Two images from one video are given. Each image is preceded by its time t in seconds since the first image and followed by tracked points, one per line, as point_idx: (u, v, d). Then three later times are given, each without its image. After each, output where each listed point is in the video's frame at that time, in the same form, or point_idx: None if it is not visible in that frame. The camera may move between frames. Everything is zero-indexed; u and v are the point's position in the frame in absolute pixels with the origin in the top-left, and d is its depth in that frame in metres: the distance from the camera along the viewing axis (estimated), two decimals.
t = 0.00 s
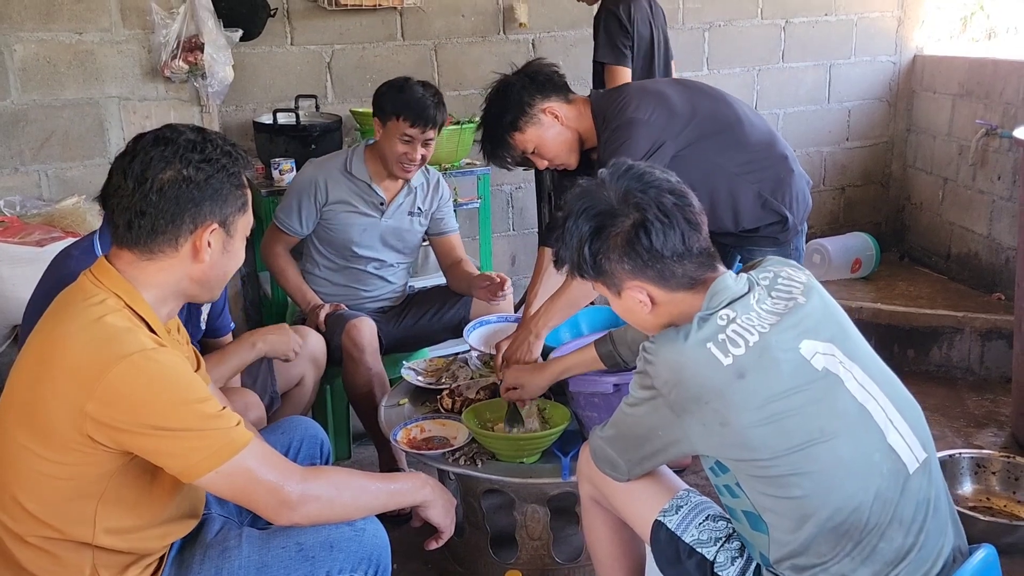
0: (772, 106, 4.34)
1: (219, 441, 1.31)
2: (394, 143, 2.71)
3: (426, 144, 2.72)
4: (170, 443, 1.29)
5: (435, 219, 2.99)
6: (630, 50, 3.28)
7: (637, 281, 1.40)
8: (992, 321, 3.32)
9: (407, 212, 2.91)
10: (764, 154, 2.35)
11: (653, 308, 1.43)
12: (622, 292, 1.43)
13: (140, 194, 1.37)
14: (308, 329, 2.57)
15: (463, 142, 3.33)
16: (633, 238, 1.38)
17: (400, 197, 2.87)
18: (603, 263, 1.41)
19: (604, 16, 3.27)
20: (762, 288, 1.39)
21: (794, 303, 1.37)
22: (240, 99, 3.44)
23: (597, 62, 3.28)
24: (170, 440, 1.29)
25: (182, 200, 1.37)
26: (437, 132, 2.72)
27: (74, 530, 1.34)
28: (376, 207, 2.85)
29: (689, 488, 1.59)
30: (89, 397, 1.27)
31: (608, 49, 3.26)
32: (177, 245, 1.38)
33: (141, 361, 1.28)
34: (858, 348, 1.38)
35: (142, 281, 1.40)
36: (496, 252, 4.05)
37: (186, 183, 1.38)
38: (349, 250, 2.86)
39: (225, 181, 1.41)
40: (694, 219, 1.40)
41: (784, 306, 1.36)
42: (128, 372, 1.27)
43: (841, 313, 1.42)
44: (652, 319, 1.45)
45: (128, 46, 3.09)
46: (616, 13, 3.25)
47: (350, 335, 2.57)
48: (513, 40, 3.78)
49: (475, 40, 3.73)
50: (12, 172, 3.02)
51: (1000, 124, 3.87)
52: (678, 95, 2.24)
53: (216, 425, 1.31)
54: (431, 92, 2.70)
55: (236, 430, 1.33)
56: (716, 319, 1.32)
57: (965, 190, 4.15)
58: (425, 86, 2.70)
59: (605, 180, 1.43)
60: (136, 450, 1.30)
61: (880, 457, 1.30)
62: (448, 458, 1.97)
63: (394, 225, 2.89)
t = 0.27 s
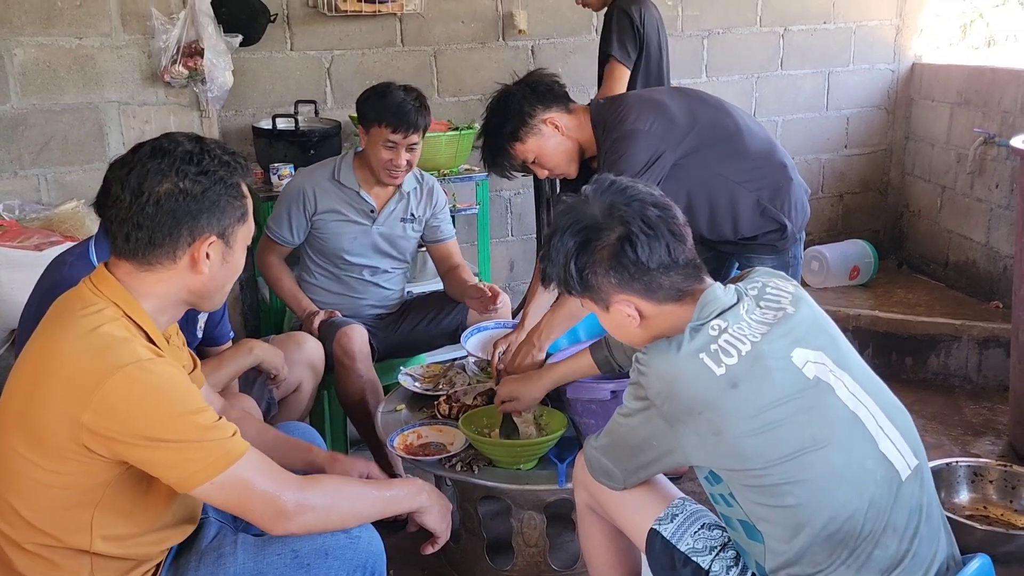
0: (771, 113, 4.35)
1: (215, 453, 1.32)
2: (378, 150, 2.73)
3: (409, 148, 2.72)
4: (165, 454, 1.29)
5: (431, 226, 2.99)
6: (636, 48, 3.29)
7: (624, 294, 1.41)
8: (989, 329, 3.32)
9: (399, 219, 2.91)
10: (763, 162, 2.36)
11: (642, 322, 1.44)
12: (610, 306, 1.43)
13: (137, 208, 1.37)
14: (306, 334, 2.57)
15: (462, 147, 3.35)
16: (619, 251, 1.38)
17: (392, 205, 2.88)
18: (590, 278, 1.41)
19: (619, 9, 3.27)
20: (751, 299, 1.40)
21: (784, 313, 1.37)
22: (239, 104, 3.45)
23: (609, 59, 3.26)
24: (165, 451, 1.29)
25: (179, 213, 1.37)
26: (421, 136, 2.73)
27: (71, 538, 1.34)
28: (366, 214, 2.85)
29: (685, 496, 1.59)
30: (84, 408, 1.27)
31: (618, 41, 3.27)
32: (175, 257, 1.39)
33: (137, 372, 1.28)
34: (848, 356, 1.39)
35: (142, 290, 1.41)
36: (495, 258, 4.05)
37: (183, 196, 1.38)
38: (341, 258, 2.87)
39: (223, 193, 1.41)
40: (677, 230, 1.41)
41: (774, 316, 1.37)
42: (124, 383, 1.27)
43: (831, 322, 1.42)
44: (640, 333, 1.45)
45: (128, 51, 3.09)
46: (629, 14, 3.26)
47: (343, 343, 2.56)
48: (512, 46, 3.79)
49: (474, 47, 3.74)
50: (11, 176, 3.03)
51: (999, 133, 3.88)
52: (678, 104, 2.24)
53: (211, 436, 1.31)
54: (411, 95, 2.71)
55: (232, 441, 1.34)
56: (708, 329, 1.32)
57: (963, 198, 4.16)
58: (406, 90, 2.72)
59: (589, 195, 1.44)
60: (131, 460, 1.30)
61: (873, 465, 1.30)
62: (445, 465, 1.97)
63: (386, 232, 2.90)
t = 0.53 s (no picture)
0: (774, 114, 4.35)
1: (219, 453, 1.32)
2: (376, 150, 2.73)
3: (408, 147, 2.73)
4: (170, 453, 1.30)
5: (434, 225, 2.99)
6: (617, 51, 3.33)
7: (624, 299, 1.40)
8: (991, 331, 3.32)
9: (403, 217, 2.91)
10: (765, 163, 2.36)
11: (642, 327, 1.43)
12: (610, 312, 1.43)
13: (148, 209, 1.36)
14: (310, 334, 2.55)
15: (465, 147, 3.35)
16: (615, 256, 1.38)
17: (394, 203, 2.88)
18: (588, 284, 1.41)
19: (608, 9, 3.30)
20: (752, 300, 1.40)
21: (785, 315, 1.37)
22: (243, 103, 3.46)
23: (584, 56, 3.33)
24: (171, 450, 1.29)
25: (190, 215, 1.37)
26: (420, 135, 2.72)
27: (77, 535, 1.34)
28: (370, 212, 2.86)
29: (688, 496, 1.59)
30: (90, 407, 1.27)
31: (599, 43, 3.32)
32: (186, 258, 1.39)
33: (142, 371, 1.29)
34: (849, 357, 1.39)
35: (151, 290, 1.42)
36: (497, 257, 4.06)
37: (195, 199, 1.37)
38: (344, 256, 2.88)
39: (235, 196, 1.40)
40: (669, 230, 1.41)
41: (775, 318, 1.37)
42: (130, 382, 1.28)
43: (831, 323, 1.42)
44: (641, 338, 1.45)
45: (132, 49, 3.10)
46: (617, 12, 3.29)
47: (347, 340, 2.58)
48: (515, 46, 3.79)
49: (477, 47, 3.74)
50: (15, 173, 3.04)
51: (1001, 135, 3.88)
52: (678, 110, 2.24)
53: (216, 436, 1.32)
54: (409, 94, 2.70)
55: (237, 441, 1.34)
56: (709, 331, 1.32)
57: (966, 200, 4.16)
58: (404, 89, 2.70)
59: (584, 202, 1.44)
60: (137, 459, 1.30)
61: (874, 466, 1.30)
62: (447, 463, 1.98)
63: (389, 230, 2.90)
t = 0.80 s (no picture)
0: (773, 110, 4.34)
1: (225, 444, 1.31)
2: (374, 142, 2.73)
3: (405, 139, 2.72)
4: (177, 441, 1.29)
5: (432, 218, 2.98)
6: (602, 44, 3.31)
7: (620, 297, 1.39)
8: (990, 328, 3.32)
9: (403, 209, 2.90)
10: (761, 158, 2.35)
11: (639, 324, 1.42)
12: (606, 310, 1.42)
13: (178, 208, 1.34)
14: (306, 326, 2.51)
15: (464, 141, 3.34)
16: (607, 254, 1.37)
17: (394, 196, 2.87)
18: (583, 283, 1.40)
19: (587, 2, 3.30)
20: (750, 295, 1.39)
21: (783, 310, 1.36)
22: (241, 95, 3.45)
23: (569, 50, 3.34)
24: (178, 437, 1.29)
25: (220, 215, 1.34)
26: (417, 126, 2.71)
27: (80, 519, 1.34)
28: (371, 204, 2.85)
29: (686, 491, 1.58)
30: (103, 387, 1.27)
31: (584, 36, 3.32)
32: (212, 257, 1.37)
33: (158, 353, 1.29)
34: (847, 351, 1.38)
35: (175, 281, 1.40)
36: (495, 252, 4.05)
37: (224, 200, 1.34)
38: (344, 250, 2.86)
39: (264, 198, 1.38)
40: (663, 226, 1.40)
41: (773, 313, 1.36)
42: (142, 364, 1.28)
43: (830, 317, 1.42)
44: (637, 335, 1.44)
45: (129, 41, 3.08)
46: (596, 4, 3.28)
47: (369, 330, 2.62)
48: (514, 40, 3.78)
49: (476, 40, 3.72)
50: (11, 165, 3.02)
51: (1001, 131, 3.87)
52: (671, 106, 2.21)
53: (223, 427, 1.31)
54: (406, 85, 2.69)
55: (243, 434, 1.33)
56: (707, 326, 1.31)
57: (965, 197, 4.15)
58: (402, 80, 2.70)
59: (576, 201, 1.43)
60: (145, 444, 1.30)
61: (873, 461, 1.30)
62: (445, 458, 1.97)
63: (388, 223, 2.89)
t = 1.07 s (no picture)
0: (771, 104, 4.33)
1: (241, 426, 1.30)
2: (368, 134, 2.71)
3: (399, 132, 2.71)
4: (196, 417, 1.28)
5: (427, 210, 2.98)
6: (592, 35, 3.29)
7: (613, 292, 1.39)
8: (986, 322, 3.32)
9: (397, 202, 2.90)
10: (754, 152, 2.35)
11: (633, 319, 1.41)
12: (600, 305, 1.42)
13: (225, 207, 1.37)
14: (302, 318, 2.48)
15: (460, 134, 3.32)
16: (598, 250, 1.36)
17: (388, 188, 2.87)
18: (575, 279, 1.40)
19: None
20: (745, 288, 1.38)
21: (778, 303, 1.36)
22: (236, 87, 3.43)
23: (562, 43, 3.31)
24: (197, 413, 1.28)
25: (263, 217, 1.38)
26: (411, 119, 2.70)
27: (95, 494, 1.34)
28: (364, 197, 2.84)
29: (681, 485, 1.58)
30: (133, 357, 1.29)
31: (574, 27, 3.29)
32: (253, 255, 1.40)
33: (189, 328, 1.30)
34: (841, 344, 1.38)
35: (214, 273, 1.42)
36: (492, 245, 4.04)
37: (270, 202, 1.38)
38: (339, 242, 2.85)
39: (306, 202, 1.42)
40: (655, 220, 1.38)
41: (767, 306, 1.35)
42: (171, 337, 1.29)
43: (824, 310, 1.41)
44: (632, 330, 1.43)
45: (124, 31, 3.07)
46: None
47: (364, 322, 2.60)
48: (512, 33, 3.76)
49: (473, 32, 3.71)
50: (5, 156, 3.01)
51: (999, 126, 3.87)
52: (662, 99, 2.20)
53: (243, 409, 1.30)
54: (400, 77, 2.68)
55: (261, 420, 1.32)
56: (703, 320, 1.31)
57: (962, 191, 4.15)
58: (395, 74, 2.69)
59: (567, 197, 1.42)
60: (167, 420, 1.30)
61: (869, 454, 1.29)
62: (440, 450, 1.96)
63: (383, 216, 2.88)
